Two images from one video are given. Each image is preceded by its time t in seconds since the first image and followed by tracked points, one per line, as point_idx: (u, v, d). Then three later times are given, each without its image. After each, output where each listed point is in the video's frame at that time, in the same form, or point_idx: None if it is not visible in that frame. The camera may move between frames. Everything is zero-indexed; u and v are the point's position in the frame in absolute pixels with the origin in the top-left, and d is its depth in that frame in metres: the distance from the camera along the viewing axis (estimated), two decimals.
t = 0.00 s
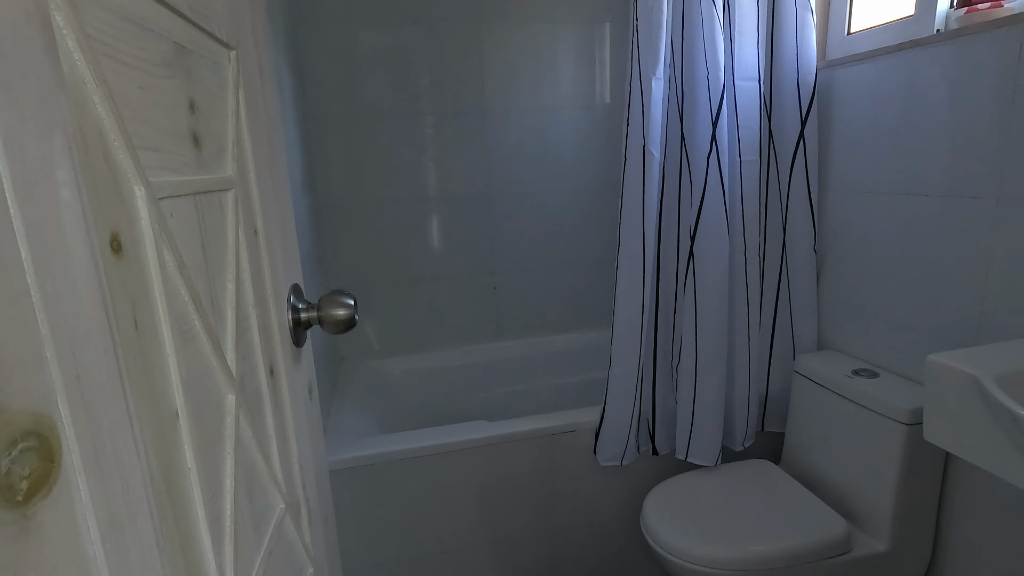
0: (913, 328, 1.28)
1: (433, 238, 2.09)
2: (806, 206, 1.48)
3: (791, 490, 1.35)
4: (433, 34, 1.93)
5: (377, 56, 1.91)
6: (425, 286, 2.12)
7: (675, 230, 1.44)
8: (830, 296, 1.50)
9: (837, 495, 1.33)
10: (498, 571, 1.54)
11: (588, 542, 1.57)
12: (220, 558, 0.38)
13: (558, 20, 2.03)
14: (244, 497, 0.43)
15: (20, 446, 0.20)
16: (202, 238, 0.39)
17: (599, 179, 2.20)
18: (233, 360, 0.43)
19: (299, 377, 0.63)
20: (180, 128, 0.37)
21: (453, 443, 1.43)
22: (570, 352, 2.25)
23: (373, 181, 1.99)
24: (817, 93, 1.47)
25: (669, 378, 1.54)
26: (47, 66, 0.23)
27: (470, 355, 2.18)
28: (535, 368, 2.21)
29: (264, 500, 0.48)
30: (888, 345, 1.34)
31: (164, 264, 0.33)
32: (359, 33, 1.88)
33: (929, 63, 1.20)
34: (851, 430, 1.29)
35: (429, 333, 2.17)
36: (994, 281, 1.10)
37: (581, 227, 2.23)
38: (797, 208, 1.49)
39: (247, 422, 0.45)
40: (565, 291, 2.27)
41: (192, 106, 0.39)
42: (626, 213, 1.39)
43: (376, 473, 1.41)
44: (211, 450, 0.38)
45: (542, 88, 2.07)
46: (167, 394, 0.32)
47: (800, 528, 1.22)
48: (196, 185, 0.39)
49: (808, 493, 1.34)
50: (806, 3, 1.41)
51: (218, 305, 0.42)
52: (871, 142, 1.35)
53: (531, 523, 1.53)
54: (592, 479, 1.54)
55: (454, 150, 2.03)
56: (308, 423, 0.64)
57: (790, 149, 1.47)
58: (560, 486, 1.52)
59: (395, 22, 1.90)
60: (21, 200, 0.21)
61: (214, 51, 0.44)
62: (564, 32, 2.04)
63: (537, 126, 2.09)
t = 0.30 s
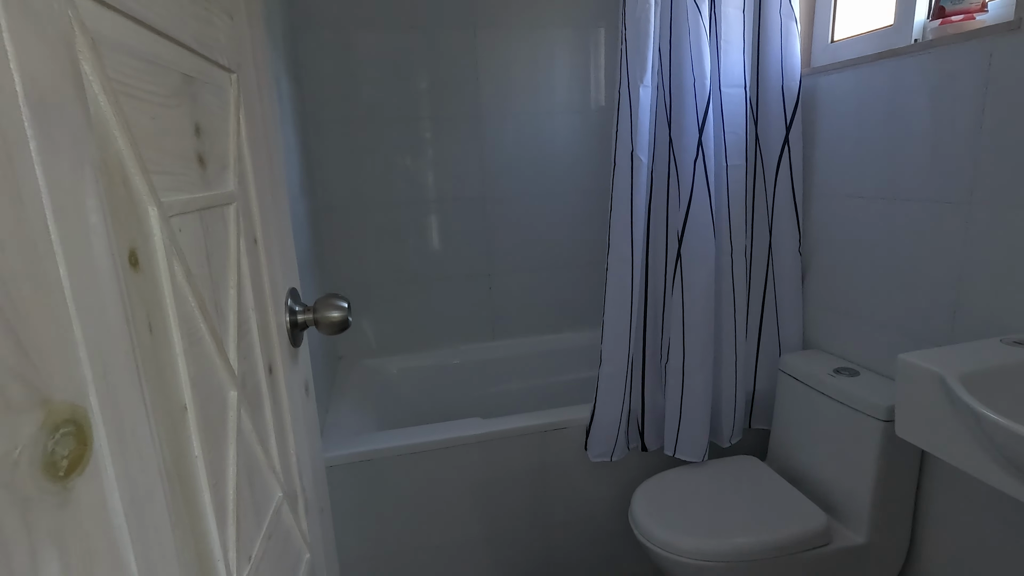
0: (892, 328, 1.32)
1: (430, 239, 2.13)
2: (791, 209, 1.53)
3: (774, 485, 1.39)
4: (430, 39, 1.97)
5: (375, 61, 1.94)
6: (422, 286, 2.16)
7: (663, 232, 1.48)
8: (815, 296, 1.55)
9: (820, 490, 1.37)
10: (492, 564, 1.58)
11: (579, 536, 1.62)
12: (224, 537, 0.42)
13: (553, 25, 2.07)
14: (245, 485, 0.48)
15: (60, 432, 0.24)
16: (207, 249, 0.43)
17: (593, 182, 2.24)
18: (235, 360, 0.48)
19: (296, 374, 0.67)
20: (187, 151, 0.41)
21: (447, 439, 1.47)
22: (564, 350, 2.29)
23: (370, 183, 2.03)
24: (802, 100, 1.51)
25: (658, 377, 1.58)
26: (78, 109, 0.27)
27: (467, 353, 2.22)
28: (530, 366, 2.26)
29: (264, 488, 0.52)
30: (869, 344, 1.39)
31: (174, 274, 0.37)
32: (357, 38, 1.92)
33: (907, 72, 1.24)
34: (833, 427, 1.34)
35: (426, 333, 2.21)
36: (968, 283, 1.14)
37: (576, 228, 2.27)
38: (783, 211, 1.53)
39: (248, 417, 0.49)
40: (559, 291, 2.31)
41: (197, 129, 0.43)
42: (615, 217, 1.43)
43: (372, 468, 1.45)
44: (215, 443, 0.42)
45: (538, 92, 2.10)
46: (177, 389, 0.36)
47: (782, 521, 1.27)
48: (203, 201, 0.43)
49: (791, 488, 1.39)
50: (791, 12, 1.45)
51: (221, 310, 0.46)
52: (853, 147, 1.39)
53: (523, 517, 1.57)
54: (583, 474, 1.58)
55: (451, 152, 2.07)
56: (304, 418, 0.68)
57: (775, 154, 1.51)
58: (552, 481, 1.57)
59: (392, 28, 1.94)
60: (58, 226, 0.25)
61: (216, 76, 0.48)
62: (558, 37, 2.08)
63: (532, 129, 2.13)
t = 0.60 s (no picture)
0: (866, 324, 1.37)
1: (427, 238, 2.18)
2: (772, 209, 1.58)
3: (754, 475, 1.45)
4: (426, 44, 2.02)
5: (372, 65, 2.00)
6: (419, 284, 2.22)
7: (649, 232, 1.54)
8: (796, 293, 1.60)
9: (798, 479, 1.43)
10: (484, 552, 1.64)
11: (569, 525, 1.67)
12: (229, 500, 0.48)
13: (547, 30, 2.12)
14: (247, 458, 0.53)
15: (100, 395, 0.30)
16: (213, 248, 0.49)
17: (586, 182, 2.30)
18: (238, 347, 0.53)
19: (293, 364, 0.73)
20: (196, 162, 0.47)
21: (440, 431, 1.53)
22: (557, 347, 2.35)
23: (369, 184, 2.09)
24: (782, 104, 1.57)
25: (645, 372, 1.64)
26: (110, 131, 0.33)
27: (463, 350, 2.28)
28: (525, 362, 2.32)
29: (264, 463, 0.58)
30: (846, 340, 1.44)
31: (186, 271, 0.43)
32: (355, 44, 1.97)
33: (880, 78, 1.29)
34: (810, 419, 1.39)
35: (423, 330, 2.27)
36: (935, 281, 1.20)
37: (570, 228, 2.33)
38: (764, 211, 1.58)
39: (250, 398, 0.55)
40: (553, 289, 2.36)
41: (205, 143, 0.49)
42: (602, 218, 1.49)
43: (368, 459, 1.51)
44: (221, 418, 0.48)
45: (532, 94, 2.16)
46: (189, 369, 0.42)
47: (760, 509, 1.32)
48: (210, 206, 0.49)
49: (771, 477, 1.44)
50: (771, 20, 1.51)
51: (226, 302, 0.52)
52: (830, 150, 1.45)
53: (515, 507, 1.63)
54: (573, 466, 1.64)
55: (446, 154, 2.13)
56: (302, 404, 0.74)
57: (757, 157, 1.56)
58: (542, 472, 1.62)
59: (389, 33, 1.99)
60: (96, 232, 0.31)
61: (221, 93, 0.54)
62: (552, 42, 2.13)
63: (526, 131, 2.19)
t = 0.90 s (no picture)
0: (848, 321, 1.44)
1: (429, 238, 2.25)
2: (759, 211, 1.65)
3: (741, 466, 1.51)
4: (427, 50, 2.09)
5: (375, 71, 2.07)
6: (421, 283, 2.28)
7: (641, 233, 1.60)
8: (783, 292, 1.67)
9: (783, 470, 1.50)
10: (483, 540, 1.71)
11: (564, 514, 1.74)
12: (252, 472, 0.54)
13: (545, 36, 2.18)
14: (266, 437, 0.60)
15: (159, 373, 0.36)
16: (238, 251, 0.56)
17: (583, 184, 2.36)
18: (258, 339, 0.60)
19: (304, 355, 0.80)
20: (224, 176, 0.54)
21: (441, 424, 1.60)
22: (555, 344, 2.42)
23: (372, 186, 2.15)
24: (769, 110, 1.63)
25: (637, 367, 1.70)
26: (162, 154, 0.39)
27: (463, 347, 2.35)
28: (523, 359, 2.39)
29: (280, 443, 0.65)
30: (829, 336, 1.51)
31: (217, 271, 0.49)
32: (358, 50, 2.04)
33: (860, 87, 1.35)
34: (794, 412, 1.46)
35: (424, 328, 2.33)
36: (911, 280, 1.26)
37: (567, 228, 2.39)
38: (752, 213, 1.64)
39: (268, 385, 0.62)
40: (551, 288, 2.42)
41: (230, 158, 0.56)
42: (596, 220, 1.55)
43: (371, 451, 1.58)
44: (245, 400, 0.54)
45: (531, 98, 2.22)
46: (220, 356, 0.49)
47: (745, 497, 1.39)
48: (235, 214, 0.55)
49: (757, 468, 1.51)
50: (759, 30, 1.57)
51: (248, 299, 0.58)
52: (815, 155, 1.51)
53: (512, 497, 1.69)
54: (568, 458, 1.71)
55: (447, 157, 2.19)
56: (313, 393, 0.81)
57: (745, 160, 1.63)
58: (538, 463, 1.69)
59: (392, 40, 2.06)
60: (155, 239, 0.37)
61: (243, 112, 0.61)
62: (549, 48, 2.19)
63: (525, 135, 2.25)
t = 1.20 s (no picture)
0: (838, 316, 1.48)
1: (432, 237, 2.30)
2: (753, 210, 1.69)
3: (735, 457, 1.56)
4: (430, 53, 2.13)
5: (379, 74, 2.12)
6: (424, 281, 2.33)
7: (638, 231, 1.65)
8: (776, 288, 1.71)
9: (775, 461, 1.54)
10: (485, 529, 1.76)
11: (564, 504, 1.79)
12: (274, 449, 0.59)
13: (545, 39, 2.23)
14: (285, 418, 0.65)
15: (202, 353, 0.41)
16: (260, 247, 0.61)
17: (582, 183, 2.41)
18: (278, 328, 0.65)
19: (318, 346, 0.85)
20: (249, 178, 0.59)
21: (444, 417, 1.65)
22: (556, 341, 2.47)
23: (376, 186, 2.20)
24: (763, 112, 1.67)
25: (635, 362, 1.75)
26: (200, 160, 0.44)
27: (465, 343, 2.40)
28: (524, 355, 2.44)
29: (298, 425, 0.70)
30: (820, 331, 1.56)
31: (244, 265, 0.54)
32: (363, 53, 2.09)
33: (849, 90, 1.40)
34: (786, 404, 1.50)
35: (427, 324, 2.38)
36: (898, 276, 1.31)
37: (567, 227, 2.44)
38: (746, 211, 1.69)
39: (287, 371, 0.67)
40: (552, 285, 2.47)
41: (254, 162, 0.61)
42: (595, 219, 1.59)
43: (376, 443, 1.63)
44: (267, 383, 0.59)
45: (532, 100, 2.27)
46: (247, 342, 0.54)
47: (738, 486, 1.44)
48: (258, 213, 0.60)
49: (750, 459, 1.56)
50: (752, 34, 1.61)
51: (270, 291, 0.63)
52: (806, 155, 1.55)
53: (513, 488, 1.74)
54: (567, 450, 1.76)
55: (449, 157, 2.24)
56: (326, 382, 0.86)
57: (740, 161, 1.67)
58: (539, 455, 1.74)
59: (395, 44, 2.10)
60: (197, 235, 0.42)
61: (264, 119, 0.66)
62: (550, 50, 2.24)
63: (526, 135, 2.30)
